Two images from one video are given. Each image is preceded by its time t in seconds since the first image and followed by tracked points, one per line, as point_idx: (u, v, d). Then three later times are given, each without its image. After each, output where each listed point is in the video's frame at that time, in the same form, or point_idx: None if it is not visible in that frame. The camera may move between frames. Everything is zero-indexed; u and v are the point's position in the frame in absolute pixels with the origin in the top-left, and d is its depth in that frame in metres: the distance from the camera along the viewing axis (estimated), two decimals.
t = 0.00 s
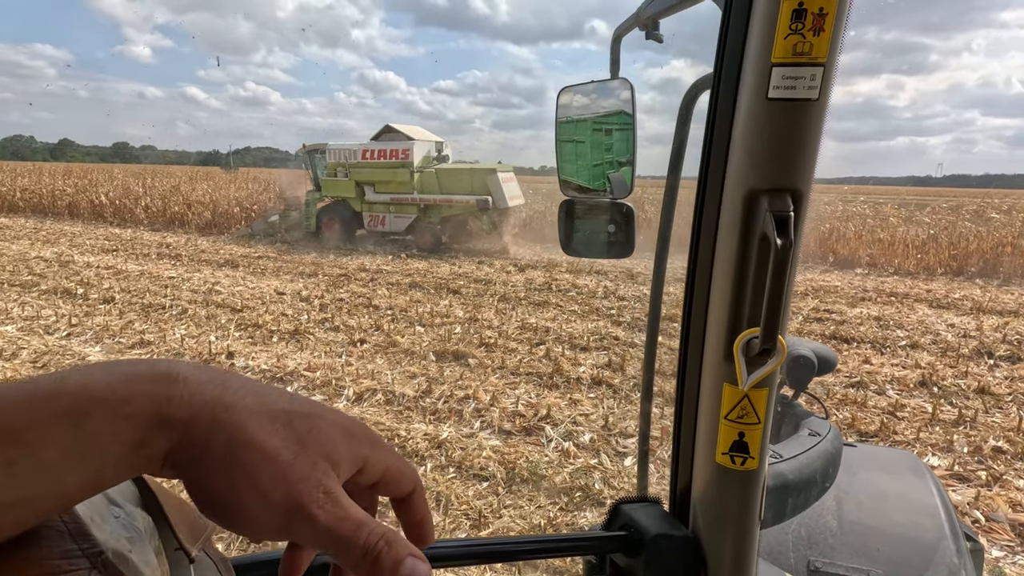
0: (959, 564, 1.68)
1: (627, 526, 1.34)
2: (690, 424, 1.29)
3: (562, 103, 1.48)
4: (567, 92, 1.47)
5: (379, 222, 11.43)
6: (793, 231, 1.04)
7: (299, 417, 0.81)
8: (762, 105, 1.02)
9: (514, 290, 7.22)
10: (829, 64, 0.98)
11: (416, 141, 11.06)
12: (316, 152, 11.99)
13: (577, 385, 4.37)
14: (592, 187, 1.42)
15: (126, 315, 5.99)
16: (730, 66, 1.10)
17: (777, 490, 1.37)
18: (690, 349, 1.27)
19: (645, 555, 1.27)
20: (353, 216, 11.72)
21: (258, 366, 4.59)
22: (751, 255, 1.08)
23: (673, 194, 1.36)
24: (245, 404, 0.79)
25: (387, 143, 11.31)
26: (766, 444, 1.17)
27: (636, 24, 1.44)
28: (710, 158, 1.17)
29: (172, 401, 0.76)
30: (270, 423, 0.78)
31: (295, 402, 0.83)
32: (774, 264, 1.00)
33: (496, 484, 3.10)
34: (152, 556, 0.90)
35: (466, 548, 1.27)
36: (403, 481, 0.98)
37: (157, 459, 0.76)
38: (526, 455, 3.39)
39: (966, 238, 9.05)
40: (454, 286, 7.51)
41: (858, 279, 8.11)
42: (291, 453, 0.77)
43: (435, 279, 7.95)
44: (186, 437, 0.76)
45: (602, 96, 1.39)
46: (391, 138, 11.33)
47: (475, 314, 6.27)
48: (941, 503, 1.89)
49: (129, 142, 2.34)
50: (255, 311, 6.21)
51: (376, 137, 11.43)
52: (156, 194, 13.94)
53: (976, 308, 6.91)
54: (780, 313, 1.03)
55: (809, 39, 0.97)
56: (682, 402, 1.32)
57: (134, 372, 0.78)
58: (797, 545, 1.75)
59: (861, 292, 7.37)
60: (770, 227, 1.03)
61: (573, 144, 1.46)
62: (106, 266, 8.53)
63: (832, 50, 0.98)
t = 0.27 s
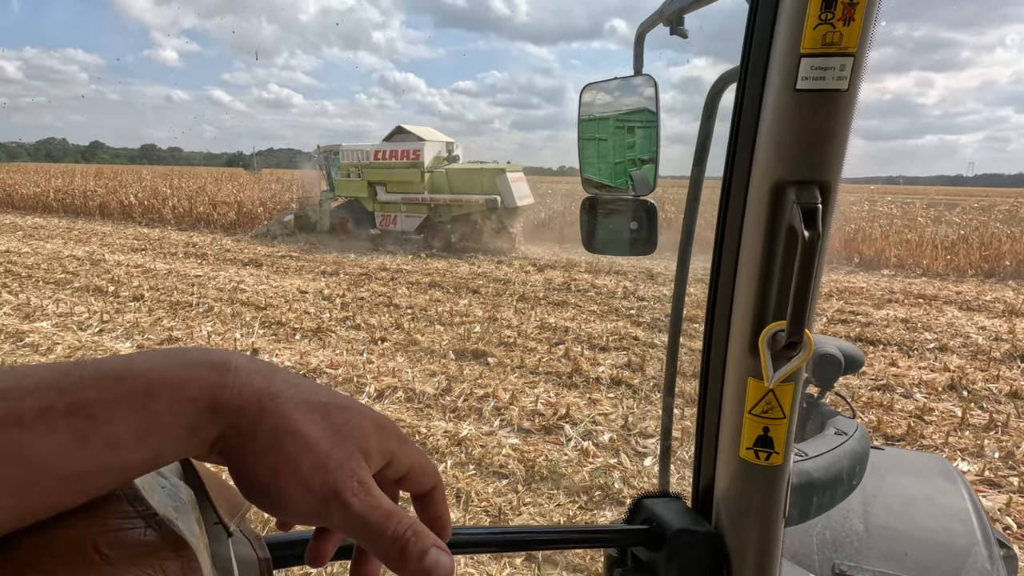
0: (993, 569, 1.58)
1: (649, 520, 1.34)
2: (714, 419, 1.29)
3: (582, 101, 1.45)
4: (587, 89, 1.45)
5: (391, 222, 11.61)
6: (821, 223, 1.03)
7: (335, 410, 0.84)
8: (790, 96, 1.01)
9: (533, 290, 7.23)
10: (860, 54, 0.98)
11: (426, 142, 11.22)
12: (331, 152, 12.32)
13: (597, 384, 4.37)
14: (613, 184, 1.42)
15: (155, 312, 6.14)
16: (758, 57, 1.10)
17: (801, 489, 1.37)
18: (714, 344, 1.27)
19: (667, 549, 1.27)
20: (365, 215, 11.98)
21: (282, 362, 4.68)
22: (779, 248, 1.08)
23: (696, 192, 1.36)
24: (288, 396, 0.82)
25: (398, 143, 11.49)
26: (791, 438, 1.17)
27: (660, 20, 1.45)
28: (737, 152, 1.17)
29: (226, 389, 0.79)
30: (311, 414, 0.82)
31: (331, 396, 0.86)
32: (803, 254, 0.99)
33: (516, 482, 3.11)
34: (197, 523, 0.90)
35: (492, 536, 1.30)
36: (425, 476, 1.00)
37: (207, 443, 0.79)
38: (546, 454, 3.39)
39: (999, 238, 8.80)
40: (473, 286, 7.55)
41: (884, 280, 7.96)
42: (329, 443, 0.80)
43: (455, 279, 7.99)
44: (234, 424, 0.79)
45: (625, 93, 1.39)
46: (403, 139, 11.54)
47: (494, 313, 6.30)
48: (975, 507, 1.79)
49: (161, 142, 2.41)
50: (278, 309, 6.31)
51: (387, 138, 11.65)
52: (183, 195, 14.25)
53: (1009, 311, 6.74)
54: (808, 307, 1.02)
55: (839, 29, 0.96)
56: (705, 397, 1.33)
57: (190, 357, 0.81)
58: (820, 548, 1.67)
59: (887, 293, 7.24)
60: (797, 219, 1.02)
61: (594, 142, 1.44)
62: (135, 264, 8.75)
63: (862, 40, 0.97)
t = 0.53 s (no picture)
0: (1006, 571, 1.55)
1: (650, 513, 1.35)
2: (716, 415, 1.31)
3: (592, 100, 1.47)
4: (597, 88, 1.46)
5: (398, 219, 11.65)
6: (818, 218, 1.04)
7: (329, 407, 0.88)
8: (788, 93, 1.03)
9: (548, 289, 7.24)
10: (857, 52, 0.99)
11: (433, 141, 11.26)
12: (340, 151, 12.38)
13: (610, 383, 4.37)
14: (624, 182, 1.43)
15: (176, 308, 6.26)
16: (759, 55, 1.12)
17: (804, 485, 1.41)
18: (716, 341, 1.28)
19: (667, 541, 1.28)
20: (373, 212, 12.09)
21: (299, 359, 4.76)
22: (777, 243, 1.09)
23: (700, 193, 1.38)
24: (286, 393, 0.87)
25: (405, 143, 11.55)
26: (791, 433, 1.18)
27: (668, 18, 1.46)
28: (737, 151, 1.19)
29: (231, 384, 0.84)
30: (306, 411, 0.86)
31: (325, 394, 0.91)
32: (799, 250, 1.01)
33: (528, 479, 3.14)
34: (201, 488, 0.93)
35: (495, 522, 1.33)
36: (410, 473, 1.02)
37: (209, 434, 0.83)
38: (559, 451, 3.41)
39: None
40: (488, 284, 7.57)
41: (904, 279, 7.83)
42: (322, 438, 0.85)
43: (469, 277, 8.03)
44: (236, 418, 0.83)
45: (636, 92, 1.43)
46: (409, 138, 11.58)
47: (508, 311, 6.32)
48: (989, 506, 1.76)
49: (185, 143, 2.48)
50: (296, 306, 6.40)
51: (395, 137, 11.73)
52: (203, 194, 14.46)
53: None
54: (803, 301, 1.03)
55: (835, 27, 0.97)
56: (708, 393, 1.35)
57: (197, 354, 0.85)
58: (831, 548, 1.66)
59: (907, 292, 7.14)
60: (794, 214, 1.04)
61: (605, 140, 1.46)
62: (157, 262, 8.91)
63: (859, 38, 0.99)
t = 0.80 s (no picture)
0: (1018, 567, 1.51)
1: (656, 500, 1.38)
2: (721, 408, 1.33)
3: (606, 100, 1.49)
4: (611, 87, 1.48)
5: (403, 216, 11.73)
6: (817, 217, 1.07)
7: (358, 397, 0.96)
8: (788, 96, 1.06)
9: (560, 286, 7.25)
10: (855, 56, 1.02)
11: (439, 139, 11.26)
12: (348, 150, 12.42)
13: (623, 380, 4.39)
14: (636, 179, 1.44)
15: (195, 304, 6.38)
16: (762, 56, 1.14)
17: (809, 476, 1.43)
18: (720, 335, 1.31)
19: (672, 527, 1.31)
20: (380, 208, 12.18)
21: (315, 354, 4.83)
22: (778, 239, 1.11)
23: (709, 188, 1.41)
24: (321, 384, 0.94)
25: (410, 141, 11.59)
26: (793, 424, 1.20)
27: (678, 20, 1.48)
28: (742, 150, 1.22)
29: (276, 375, 0.90)
30: (339, 400, 0.93)
31: (353, 385, 0.98)
32: (798, 247, 1.04)
33: (541, 474, 3.16)
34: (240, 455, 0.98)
35: (502, 505, 1.35)
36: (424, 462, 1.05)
37: (254, 419, 0.89)
38: (571, 448, 3.43)
39: None
40: (501, 282, 7.60)
41: (923, 278, 7.71)
42: (353, 425, 0.92)
43: (483, 275, 8.06)
44: (279, 404, 0.90)
45: (648, 91, 1.44)
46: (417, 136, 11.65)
47: (521, 309, 6.35)
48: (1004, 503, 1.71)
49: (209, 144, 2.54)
50: (312, 303, 6.48)
51: (402, 135, 11.80)
52: (221, 192, 14.66)
53: None
54: (802, 295, 1.07)
55: (833, 31, 1.00)
56: (713, 387, 1.37)
57: (248, 345, 0.92)
58: (840, 544, 1.66)
59: (926, 291, 7.05)
60: (794, 212, 1.07)
61: (618, 139, 1.47)
62: (176, 259, 9.06)
63: (857, 42, 1.01)
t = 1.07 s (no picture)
0: None
1: (662, 498, 1.39)
2: (726, 408, 1.35)
3: (617, 100, 1.50)
4: (622, 87, 1.49)
5: (409, 214, 11.72)
6: (821, 220, 1.09)
7: (364, 397, 0.98)
8: (792, 101, 1.07)
9: (573, 285, 7.25)
10: (858, 62, 1.03)
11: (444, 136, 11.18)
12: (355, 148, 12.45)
13: (635, 380, 4.38)
14: (647, 180, 1.44)
15: (212, 302, 6.47)
16: (767, 61, 1.15)
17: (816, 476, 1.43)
18: (726, 337, 1.32)
19: (678, 525, 1.32)
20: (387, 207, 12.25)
21: (329, 351, 4.89)
22: (782, 243, 1.13)
23: (717, 189, 1.41)
24: (330, 384, 0.96)
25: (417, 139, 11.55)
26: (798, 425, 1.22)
27: (687, 22, 1.49)
28: (747, 153, 1.23)
29: (287, 378, 0.92)
30: (346, 400, 0.96)
31: (359, 385, 1.00)
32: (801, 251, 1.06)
33: (552, 472, 3.18)
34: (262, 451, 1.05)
35: (509, 500, 1.37)
36: (421, 454, 1.08)
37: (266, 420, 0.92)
38: (582, 446, 3.43)
39: None
40: (513, 280, 7.62)
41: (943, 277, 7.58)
42: (359, 422, 0.95)
43: (495, 273, 8.08)
44: (291, 405, 0.92)
45: (659, 92, 1.45)
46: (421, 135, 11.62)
47: (533, 307, 6.36)
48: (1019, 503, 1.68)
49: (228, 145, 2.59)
50: (326, 300, 6.54)
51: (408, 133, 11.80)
52: (237, 191, 14.83)
53: None
54: (805, 297, 1.09)
55: (836, 39, 1.02)
56: (718, 387, 1.38)
57: (263, 349, 0.94)
58: (851, 544, 1.65)
59: (946, 291, 6.92)
60: (798, 216, 1.08)
61: (630, 139, 1.48)
62: (193, 257, 9.20)
63: (860, 48, 1.03)
